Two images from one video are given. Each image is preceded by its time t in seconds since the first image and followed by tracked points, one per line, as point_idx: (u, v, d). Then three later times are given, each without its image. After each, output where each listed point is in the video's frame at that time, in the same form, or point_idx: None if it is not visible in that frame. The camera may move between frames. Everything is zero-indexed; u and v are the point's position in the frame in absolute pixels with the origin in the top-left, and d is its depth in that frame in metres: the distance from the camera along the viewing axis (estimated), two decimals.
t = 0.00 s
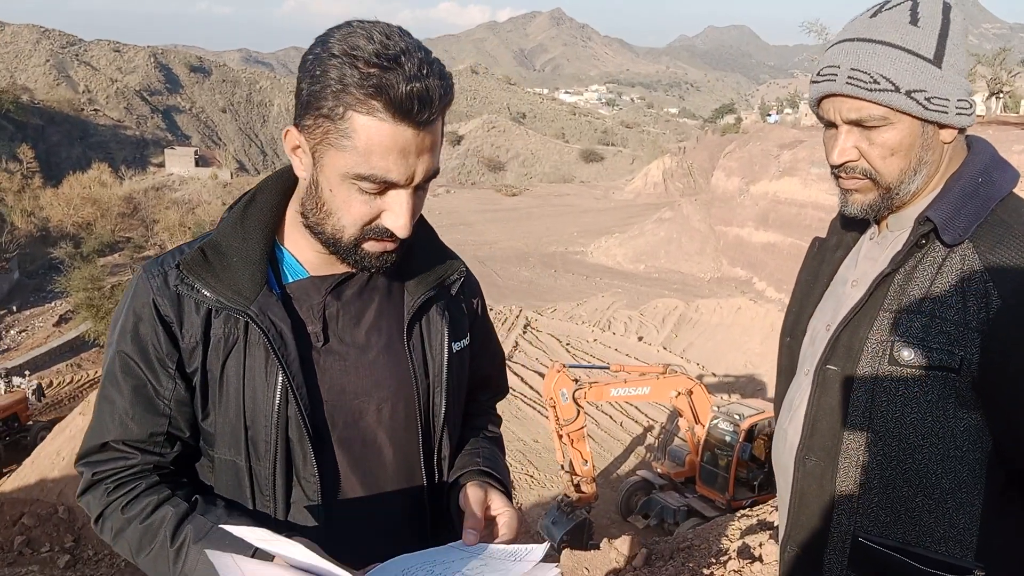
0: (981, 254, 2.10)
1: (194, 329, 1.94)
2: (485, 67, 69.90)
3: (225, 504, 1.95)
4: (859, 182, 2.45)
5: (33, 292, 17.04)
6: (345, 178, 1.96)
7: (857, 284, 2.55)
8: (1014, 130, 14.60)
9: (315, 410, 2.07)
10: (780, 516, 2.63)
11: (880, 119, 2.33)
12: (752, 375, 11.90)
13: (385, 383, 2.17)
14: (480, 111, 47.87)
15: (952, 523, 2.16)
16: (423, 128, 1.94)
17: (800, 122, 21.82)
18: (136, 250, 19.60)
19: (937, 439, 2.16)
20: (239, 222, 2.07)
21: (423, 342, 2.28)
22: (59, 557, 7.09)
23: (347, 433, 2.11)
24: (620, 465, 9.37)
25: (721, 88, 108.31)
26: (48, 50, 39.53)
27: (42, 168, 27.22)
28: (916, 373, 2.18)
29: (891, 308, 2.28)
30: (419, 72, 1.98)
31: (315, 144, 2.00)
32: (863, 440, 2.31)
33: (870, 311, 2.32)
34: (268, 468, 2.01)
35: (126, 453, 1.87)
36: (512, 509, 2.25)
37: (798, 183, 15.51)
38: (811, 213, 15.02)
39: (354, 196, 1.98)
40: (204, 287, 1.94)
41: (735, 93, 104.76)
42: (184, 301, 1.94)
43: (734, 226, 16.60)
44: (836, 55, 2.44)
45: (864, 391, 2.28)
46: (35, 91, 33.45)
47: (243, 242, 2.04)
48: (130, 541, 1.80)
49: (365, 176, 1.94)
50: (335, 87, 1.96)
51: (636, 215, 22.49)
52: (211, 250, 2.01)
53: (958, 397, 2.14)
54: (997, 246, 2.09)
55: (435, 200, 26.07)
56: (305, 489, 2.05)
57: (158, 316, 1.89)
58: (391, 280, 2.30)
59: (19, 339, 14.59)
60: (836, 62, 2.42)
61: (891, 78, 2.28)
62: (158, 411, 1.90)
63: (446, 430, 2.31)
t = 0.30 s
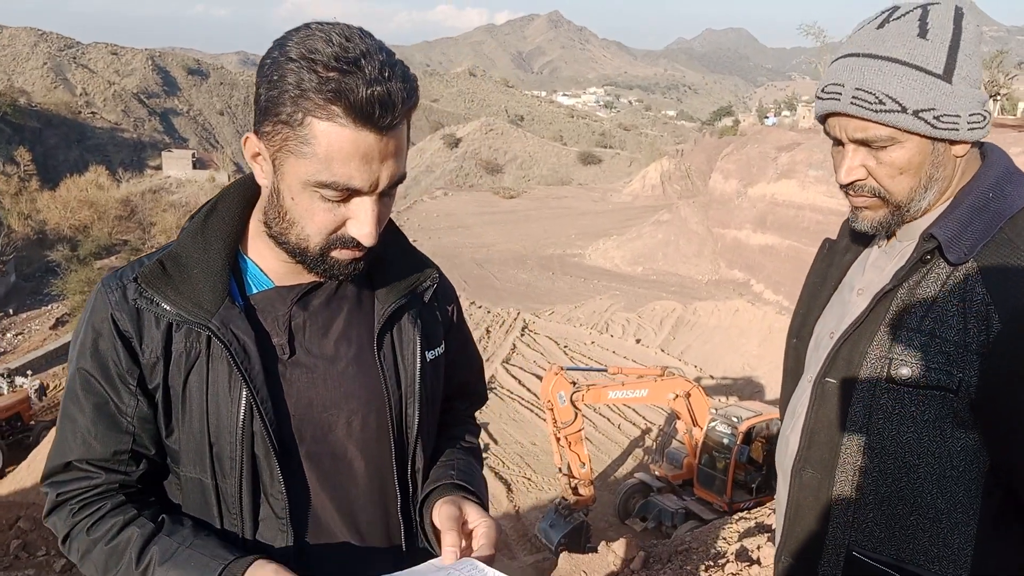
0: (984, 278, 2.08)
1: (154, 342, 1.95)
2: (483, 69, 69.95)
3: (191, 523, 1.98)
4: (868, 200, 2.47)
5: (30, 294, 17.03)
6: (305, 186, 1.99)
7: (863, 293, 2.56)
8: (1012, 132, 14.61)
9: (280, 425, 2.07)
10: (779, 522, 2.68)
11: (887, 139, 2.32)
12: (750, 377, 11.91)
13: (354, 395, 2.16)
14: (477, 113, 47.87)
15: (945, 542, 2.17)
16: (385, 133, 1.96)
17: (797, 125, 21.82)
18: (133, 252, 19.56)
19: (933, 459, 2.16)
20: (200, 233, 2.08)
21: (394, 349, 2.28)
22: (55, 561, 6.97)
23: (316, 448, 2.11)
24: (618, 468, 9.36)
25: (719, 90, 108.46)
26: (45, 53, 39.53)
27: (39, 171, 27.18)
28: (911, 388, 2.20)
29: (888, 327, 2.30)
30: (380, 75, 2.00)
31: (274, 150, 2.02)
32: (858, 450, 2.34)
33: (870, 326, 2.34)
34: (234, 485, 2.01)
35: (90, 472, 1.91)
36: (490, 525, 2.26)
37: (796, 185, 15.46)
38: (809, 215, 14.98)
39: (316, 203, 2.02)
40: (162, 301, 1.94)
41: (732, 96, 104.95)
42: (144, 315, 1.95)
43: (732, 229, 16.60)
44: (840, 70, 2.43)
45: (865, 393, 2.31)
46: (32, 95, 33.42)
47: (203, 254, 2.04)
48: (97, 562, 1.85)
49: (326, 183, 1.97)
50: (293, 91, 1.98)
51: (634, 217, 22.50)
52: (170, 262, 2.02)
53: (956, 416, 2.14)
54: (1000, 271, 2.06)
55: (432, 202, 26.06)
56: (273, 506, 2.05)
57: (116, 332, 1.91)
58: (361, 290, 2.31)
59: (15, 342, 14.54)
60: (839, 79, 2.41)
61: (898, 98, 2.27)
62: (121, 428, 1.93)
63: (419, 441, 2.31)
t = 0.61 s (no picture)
0: (990, 292, 2.07)
1: (127, 344, 1.94)
2: (483, 63, 69.81)
3: (163, 526, 1.97)
4: (870, 225, 2.52)
5: (29, 290, 17.04)
6: (277, 184, 1.99)
7: (870, 298, 2.57)
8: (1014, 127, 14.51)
9: (255, 429, 2.06)
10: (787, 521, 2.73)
11: (874, 172, 2.37)
12: (749, 373, 11.90)
13: (334, 399, 2.16)
14: (478, 109, 47.78)
15: (955, 553, 2.19)
16: (357, 130, 1.95)
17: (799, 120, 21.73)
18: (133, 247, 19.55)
19: (942, 471, 2.17)
20: (175, 232, 2.08)
21: (377, 350, 2.26)
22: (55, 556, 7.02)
23: (293, 453, 2.10)
24: (618, 463, 9.35)
25: (720, 85, 108.25)
26: (44, 48, 39.43)
27: (39, 166, 27.15)
28: (917, 401, 2.19)
29: (894, 339, 2.28)
30: (350, 71, 1.99)
31: (245, 149, 2.02)
32: (861, 463, 2.36)
33: (876, 338, 2.33)
34: (206, 489, 2.00)
35: (64, 473, 1.90)
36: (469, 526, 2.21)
37: (796, 180, 15.38)
38: (809, 211, 14.85)
39: (288, 202, 2.01)
40: (134, 299, 1.93)
41: (734, 91, 104.76)
42: (117, 315, 1.94)
43: (732, 224, 16.55)
44: (817, 109, 2.46)
45: (873, 399, 2.30)
46: (32, 90, 33.36)
47: (177, 253, 2.04)
48: (67, 564, 1.84)
49: (298, 181, 1.97)
50: (263, 88, 1.97)
51: (634, 213, 22.46)
52: (144, 261, 2.01)
53: (962, 429, 2.15)
54: (1007, 285, 2.04)
55: (432, 198, 26.04)
56: (248, 511, 2.04)
57: (89, 332, 1.90)
58: (340, 290, 2.30)
59: (15, 337, 14.55)
60: (817, 120, 2.45)
61: (873, 135, 2.29)
62: (96, 429, 1.92)
63: (402, 445, 2.28)
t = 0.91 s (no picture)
0: (994, 300, 2.09)
1: (123, 347, 1.94)
2: (490, 62, 69.79)
3: (158, 530, 1.97)
4: (867, 236, 2.51)
5: (38, 289, 17.13)
6: (252, 177, 2.01)
7: (879, 306, 2.56)
8: None
9: (249, 436, 2.06)
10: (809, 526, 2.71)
11: (870, 182, 2.37)
12: (758, 374, 11.88)
13: (333, 405, 2.16)
14: (484, 108, 47.76)
15: (978, 561, 2.17)
16: (331, 124, 1.96)
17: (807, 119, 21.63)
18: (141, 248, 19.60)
19: (960, 479, 2.16)
20: (172, 234, 2.08)
21: (376, 357, 2.25)
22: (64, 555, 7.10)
23: (290, 460, 2.10)
24: (625, 464, 9.34)
25: (727, 84, 107.96)
26: (52, 48, 39.58)
27: (47, 167, 27.27)
28: (931, 410, 2.18)
29: (905, 347, 2.26)
30: (327, 64, 2.00)
31: (226, 142, 2.06)
32: (876, 472, 2.35)
33: (886, 347, 2.31)
34: (201, 494, 2.00)
35: (61, 475, 1.90)
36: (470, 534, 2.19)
37: (804, 180, 15.30)
38: (818, 210, 14.73)
39: (264, 195, 2.03)
40: (130, 302, 1.93)
41: (740, 90, 104.52)
42: (113, 319, 1.94)
43: (740, 224, 16.48)
44: (813, 120, 2.47)
45: (887, 408, 2.29)
46: (40, 90, 33.51)
47: (174, 254, 2.04)
48: (63, 567, 1.84)
49: (272, 173, 1.98)
50: (241, 80, 2.00)
51: (641, 212, 22.42)
52: (141, 264, 2.01)
53: (978, 435, 2.15)
54: (1013, 290, 2.07)
55: (439, 198, 26.04)
56: (241, 518, 2.03)
57: (86, 335, 1.90)
58: (339, 293, 2.31)
59: (24, 337, 14.63)
60: (813, 131, 2.45)
61: (868, 146, 2.30)
62: (92, 433, 1.92)
63: (400, 452, 2.27)
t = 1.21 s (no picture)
0: (994, 288, 2.09)
1: (119, 353, 1.94)
2: (493, 64, 69.84)
3: (152, 537, 1.96)
4: (868, 225, 2.52)
5: (42, 290, 17.18)
6: (222, 132, 2.09)
7: (883, 301, 2.57)
8: None
9: (247, 443, 2.04)
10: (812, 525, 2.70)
11: (866, 170, 2.38)
12: (760, 375, 11.88)
13: (334, 411, 2.14)
14: (487, 110, 47.79)
15: (978, 548, 2.19)
16: (294, 73, 2.04)
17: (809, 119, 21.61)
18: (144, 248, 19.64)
19: (960, 466, 2.18)
20: (172, 237, 2.11)
21: (377, 361, 2.24)
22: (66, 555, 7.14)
23: (287, 468, 2.07)
24: (627, 464, 9.34)
25: (730, 85, 107.87)
26: (56, 50, 39.69)
27: (51, 167, 27.35)
28: (932, 397, 2.19)
29: (906, 341, 2.26)
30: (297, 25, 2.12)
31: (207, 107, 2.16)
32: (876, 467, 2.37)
33: (886, 341, 2.30)
34: (197, 502, 1.99)
35: (55, 481, 1.90)
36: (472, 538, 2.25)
37: (806, 181, 15.30)
38: (820, 211, 14.75)
39: (232, 153, 2.09)
40: (127, 308, 1.95)
41: (743, 91, 104.40)
42: (110, 325, 1.95)
43: (742, 225, 16.48)
44: (814, 108, 2.50)
45: (887, 402, 2.30)
46: (44, 92, 33.61)
47: (173, 259, 2.07)
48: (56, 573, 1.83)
49: (239, 126, 2.06)
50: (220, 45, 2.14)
51: (644, 214, 22.43)
52: (138, 269, 2.03)
53: (980, 425, 2.15)
54: (1014, 286, 2.05)
55: (442, 199, 26.07)
56: (237, 527, 2.02)
57: (81, 341, 1.91)
58: (344, 284, 2.36)
59: (27, 337, 14.67)
60: (814, 118, 2.49)
61: (864, 132, 2.32)
62: (87, 439, 1.93)
63: (401, 458, 2.25)
